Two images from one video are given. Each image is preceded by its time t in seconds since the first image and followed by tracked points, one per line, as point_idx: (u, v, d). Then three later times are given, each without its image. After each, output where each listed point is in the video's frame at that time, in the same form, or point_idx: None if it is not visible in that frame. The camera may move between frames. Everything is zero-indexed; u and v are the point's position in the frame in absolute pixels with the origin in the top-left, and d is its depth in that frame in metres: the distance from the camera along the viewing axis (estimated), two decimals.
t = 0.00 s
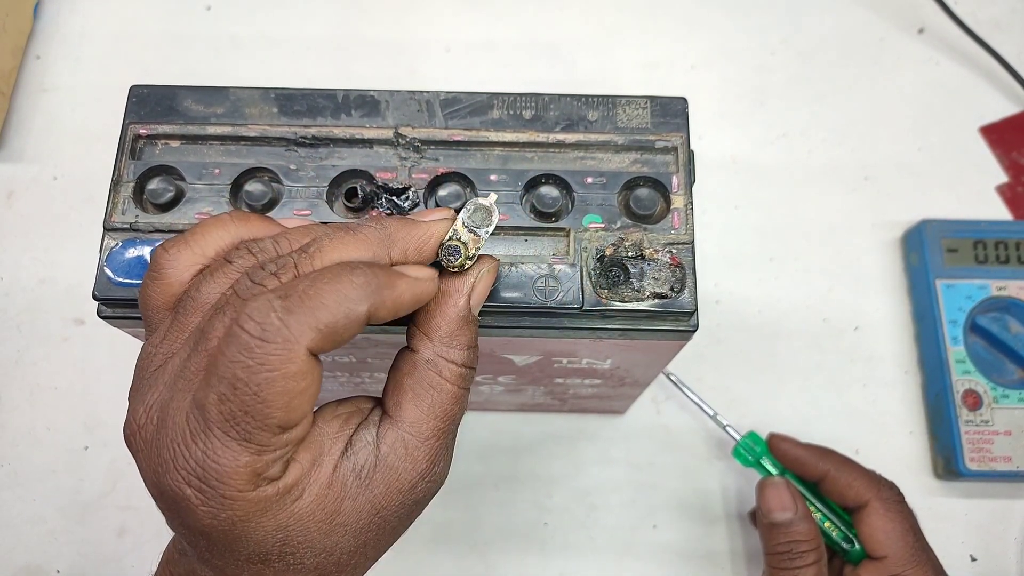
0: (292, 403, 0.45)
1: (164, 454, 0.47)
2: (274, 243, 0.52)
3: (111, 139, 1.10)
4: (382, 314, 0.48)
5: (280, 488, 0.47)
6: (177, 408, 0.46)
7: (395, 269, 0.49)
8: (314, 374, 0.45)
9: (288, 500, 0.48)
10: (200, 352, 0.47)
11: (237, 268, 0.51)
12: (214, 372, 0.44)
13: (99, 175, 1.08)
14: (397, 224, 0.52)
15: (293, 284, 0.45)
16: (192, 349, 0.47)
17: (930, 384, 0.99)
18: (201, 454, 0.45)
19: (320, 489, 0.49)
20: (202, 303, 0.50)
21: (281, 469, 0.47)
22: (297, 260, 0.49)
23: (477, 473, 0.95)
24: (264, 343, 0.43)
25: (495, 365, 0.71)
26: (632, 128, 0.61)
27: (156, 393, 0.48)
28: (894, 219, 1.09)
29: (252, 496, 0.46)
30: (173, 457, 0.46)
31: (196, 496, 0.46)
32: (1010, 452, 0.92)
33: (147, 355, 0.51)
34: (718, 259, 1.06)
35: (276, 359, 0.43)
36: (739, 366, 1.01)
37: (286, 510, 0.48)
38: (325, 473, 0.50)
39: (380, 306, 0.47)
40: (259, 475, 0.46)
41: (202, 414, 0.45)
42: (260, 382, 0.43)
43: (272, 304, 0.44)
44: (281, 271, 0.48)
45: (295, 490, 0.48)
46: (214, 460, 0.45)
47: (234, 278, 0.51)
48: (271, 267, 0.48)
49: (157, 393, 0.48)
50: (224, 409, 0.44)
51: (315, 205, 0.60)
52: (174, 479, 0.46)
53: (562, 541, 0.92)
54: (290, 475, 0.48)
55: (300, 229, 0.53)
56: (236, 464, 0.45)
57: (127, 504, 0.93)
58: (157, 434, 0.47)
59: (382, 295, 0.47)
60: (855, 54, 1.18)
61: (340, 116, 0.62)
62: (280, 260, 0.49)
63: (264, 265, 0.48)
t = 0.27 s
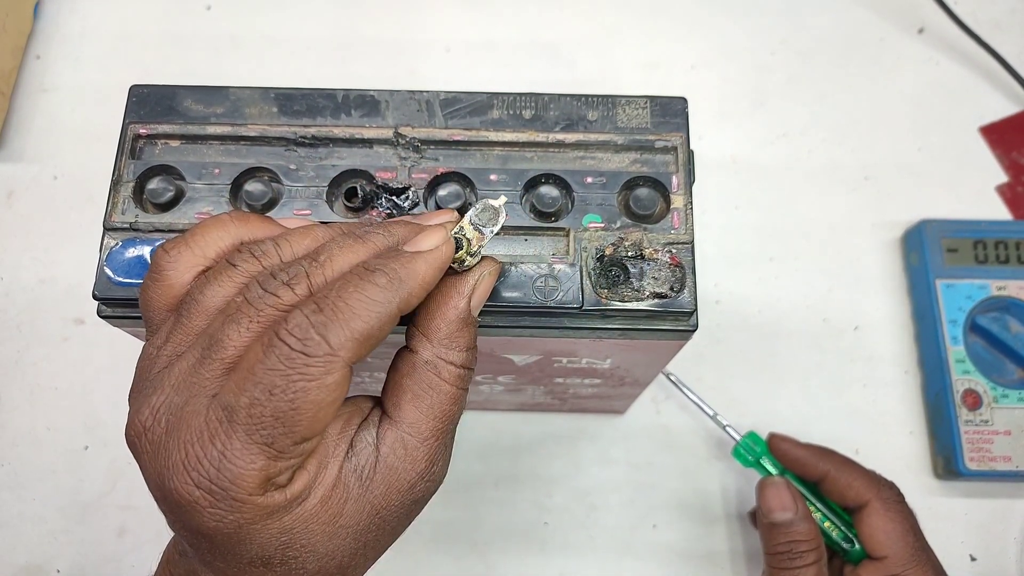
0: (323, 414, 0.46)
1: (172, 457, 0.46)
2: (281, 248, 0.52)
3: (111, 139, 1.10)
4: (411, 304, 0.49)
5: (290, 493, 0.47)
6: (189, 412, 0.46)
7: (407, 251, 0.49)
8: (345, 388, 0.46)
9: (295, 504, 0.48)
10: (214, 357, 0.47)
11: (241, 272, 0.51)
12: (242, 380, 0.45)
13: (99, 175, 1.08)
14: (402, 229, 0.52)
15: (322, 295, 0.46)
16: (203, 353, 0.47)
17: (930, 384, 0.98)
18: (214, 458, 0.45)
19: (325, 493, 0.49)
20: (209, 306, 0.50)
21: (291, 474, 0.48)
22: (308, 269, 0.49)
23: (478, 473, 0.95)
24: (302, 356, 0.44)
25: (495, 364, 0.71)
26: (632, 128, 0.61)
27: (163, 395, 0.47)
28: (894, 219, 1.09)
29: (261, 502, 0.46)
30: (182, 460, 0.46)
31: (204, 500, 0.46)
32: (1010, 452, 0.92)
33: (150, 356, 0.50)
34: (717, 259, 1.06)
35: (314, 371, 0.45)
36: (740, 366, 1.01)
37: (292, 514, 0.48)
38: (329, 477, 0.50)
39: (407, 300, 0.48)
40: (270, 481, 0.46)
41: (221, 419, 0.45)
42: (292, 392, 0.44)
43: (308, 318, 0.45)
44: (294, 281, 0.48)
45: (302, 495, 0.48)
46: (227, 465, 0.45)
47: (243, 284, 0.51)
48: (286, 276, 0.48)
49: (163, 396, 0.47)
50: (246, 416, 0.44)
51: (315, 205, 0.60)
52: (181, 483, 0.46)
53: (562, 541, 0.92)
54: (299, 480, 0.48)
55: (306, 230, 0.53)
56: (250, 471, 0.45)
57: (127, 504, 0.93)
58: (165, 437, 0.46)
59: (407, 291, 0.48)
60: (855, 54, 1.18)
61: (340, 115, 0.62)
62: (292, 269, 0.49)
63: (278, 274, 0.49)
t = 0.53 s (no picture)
0: (335, 416, 0.46)
1: (177, 457, 0.46)
2: (285, 249, 0.51)
3: (111, 139, 1.10)
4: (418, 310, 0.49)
5: (296, 494, 0.47)
6: (195, 412, 0.46)
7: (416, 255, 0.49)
8: (354, 391, 0.47)
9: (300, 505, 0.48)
10: (220, 357, 0.46)
11: (243, 273, 0.50)
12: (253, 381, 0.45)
13: (99, 175, 1.08)
14: (406, 234, 0.52)
15: (333, 299, 0.47)
16: (209, 353, 0.47)
17: (930, 384, 0.98)
18: (221, 459, 0.45)
19: (328, 494, 0.49)
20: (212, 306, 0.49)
21: (295, 475, 0.48)
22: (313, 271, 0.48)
23: (478, 472, 0.95)
24: (315, 359, 0.45)
25: (495, 364, 0.71)
26: (632, 128, 0.61)
27: (167, 395, 0.47)
28: (894, 219, 1.09)
29: (266, 503, 0.46)
30: (188, 460, 0.45)
31: (209, 501, 0.46)
32: (1010, 452, 0.92)
33: (153, 355, 0.50)
34: (718, 259, 1.06)
35: (326, 374, 0.45)
36: (740, 366, 1.01)
37: (296, 515, 0.48)
38: (332, 477, 0.50)
39: (417, 303, 0.48)
40: (275, 481, 0.46)
41: (230, 420, 0.45)
42: (304, 394, 0.44)
43: (320, 321, 0.45)
44: (300, 285, 0.48)
45: (307, 496, 0.48)
46: (234, 465, 0.45)
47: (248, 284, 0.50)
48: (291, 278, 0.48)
49: (167, 396, 0.47)
50: (255, 417, 0.44)
51: (315, 205, 0.60)
52: (186, 483, 0.45)
53: (562, 541, 0.92)
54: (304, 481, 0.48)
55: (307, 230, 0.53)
56: (258, 472, 0.45)
57: (128, 504, 0.93)
58: (170, 437, 0.46)
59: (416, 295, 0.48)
60: (856, 54, 1.18)
61: (340, 115, 0.62)
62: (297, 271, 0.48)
63: (283, 275, 0.48)
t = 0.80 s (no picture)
0: (334, 414, 0.46)
1: (175, 455, 0.46)
2: (284, 249, 0.51)
3: (111, 139, 1.10)
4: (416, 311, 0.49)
5: (294, 493, 0.47)
6: (194, 411, 0.46)
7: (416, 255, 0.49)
8: (353, 390, 0.47)
9: (298, 504, 0.48)
10: (219, 357, 0.46)
11: (242, 272, 0.50)
12: (252, 380, 0.45)
13: (99, 175, 1.08)
14: (406, 234, 0.52)
15: (332, 297, 0.47)
16: (208, 352, 0.47)
17: (930, 384, 0.99)
18: (219, 458, 0.45)
19: (327, 493, 0.49)
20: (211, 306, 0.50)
21: (294, 474, 0.48)
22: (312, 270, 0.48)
23: (478, 473, 0.95)
24: (314, 358, 0.45)
25: (495, 364, 0.71)
26: (632, 128, 0.61)
27: (166, 394, 0.47)
28: (894, 219, 1.09)
29: (264, 502, 0.46)
30: (186, 460, 0.45)
31: (206, 499, 0.46)
32: (1010, 452, 0.92)
33: (152, 355, 0.50)
34: (717, 259, 1.06)
35: (324, 372, 0.45)
36: (740, 366, 1.01)
37: (294, 514, 0.48)
38: (331, 477, 0.50)
39: (417, 303, 0.48)
40: (274, 480, 0.46)
41: (229, 418, 0.45)
42: (303, 393, 0.45)
43: (318, 320, 0.45)
44: (299, 284, 0.48)
45: (306, 496, 0.48)
46: (232, 464, 0.45)
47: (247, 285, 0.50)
48: (290, 278, 0.48)
49: (166, 395, 0.47)
50: (254, 416, 0.44)
51: (315, 205, 0.60)
52: (184, 482, 0.45)
53: (562, 541, 0.92)
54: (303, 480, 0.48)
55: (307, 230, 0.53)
56: (257, 471, 0.45)
57: (127, 504, 0.93)
58: (168, 437, 0.46)
59: (415, 295, 0.48)
60: (856, 54, 1.18)
61: (340, 115, 0.62)
62: (296, 271, 0.48)
63: (282, 275, 0.49)
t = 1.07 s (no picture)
0: (336, 415, 0.46)
1: (174, 447, 0.46)
2: (286, 246, 0.51)
3: (111, 139, 1.10)
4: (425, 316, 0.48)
5: (291, 490, 0.48)
6: (193, 406, 0.46)
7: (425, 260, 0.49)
8: (358, 392, 0.47)
9: (294, 501, 0.48)
10: (219, 353, 0.47)
11: (243, 269, 0.50)
12: (253, 379, 0.45)
13: (99, 176, 1.08)
14: (410, 231, 0.51)
15: (342, 301, 0.47)
16: (210, 348, 0.47)
17: (930, 384, 0.99)
18: (217, 454, 0.45)
19: (324, 491, 0.49)
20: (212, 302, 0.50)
21: (290, 471, 0.48)
22: (315, 270, 0.48)
23: (478, 473, 0.95)
24: (323, 361, 0.45)
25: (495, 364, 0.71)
26: (632, 128, 0.61)
27: (165, 388, 0.47)
28: (894, 219, 1.09)
29: (260, 498, 0.46)
30: (183, 453, 0.46)
31: (202, 493, 0.46)
32: (1010, 452, 0.92)
33: (152, 349, 0.50)
34: (718, 259, 1.06)
35: (331, 376, 0.45)
36: (740, 366, 1.01)
37: (289, 510, 0.48)
38: (329, 474, 0.50)
39: (429, 311, 0.48)
40: (270, 477, 0.46)
41: (228, 415, 0.45)
42: (306, 395, 0.45)
43: (329, 324, 0.45)
44: (302, 283, 0.48)
45: (302, 493, 0.48)
46: (230, 459, 0.45)
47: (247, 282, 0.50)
48: (291, 276, 0.48)
49: (165, 388, 0.47)
50: (256, 413, 0.44)
51: (315, 205, 0.60)
52: (180, 475, 0.46)
53: (562, 541, 0.92)
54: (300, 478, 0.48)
55: (308, 228, 0.53)
56: (254, 469, 0.45)
57: (127, 504, 0.93)
58: (167, 430, 0.46)
59: (426, 302, 0.48)
60: (856, 54, 1.18)
61: (340, 115, 0.62)
62: (298, 270, 0.48)
63: (283, 272, 0.48)
